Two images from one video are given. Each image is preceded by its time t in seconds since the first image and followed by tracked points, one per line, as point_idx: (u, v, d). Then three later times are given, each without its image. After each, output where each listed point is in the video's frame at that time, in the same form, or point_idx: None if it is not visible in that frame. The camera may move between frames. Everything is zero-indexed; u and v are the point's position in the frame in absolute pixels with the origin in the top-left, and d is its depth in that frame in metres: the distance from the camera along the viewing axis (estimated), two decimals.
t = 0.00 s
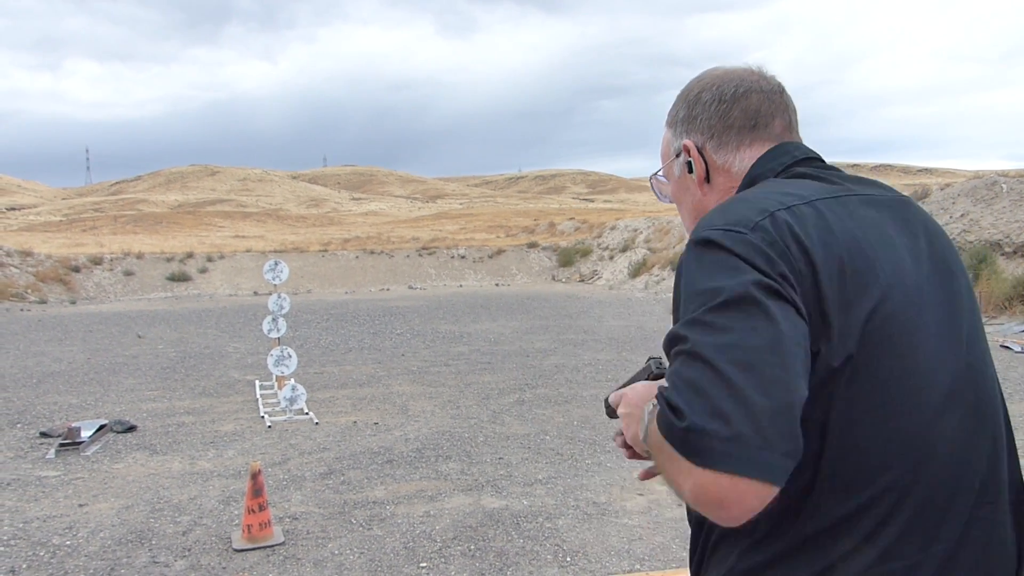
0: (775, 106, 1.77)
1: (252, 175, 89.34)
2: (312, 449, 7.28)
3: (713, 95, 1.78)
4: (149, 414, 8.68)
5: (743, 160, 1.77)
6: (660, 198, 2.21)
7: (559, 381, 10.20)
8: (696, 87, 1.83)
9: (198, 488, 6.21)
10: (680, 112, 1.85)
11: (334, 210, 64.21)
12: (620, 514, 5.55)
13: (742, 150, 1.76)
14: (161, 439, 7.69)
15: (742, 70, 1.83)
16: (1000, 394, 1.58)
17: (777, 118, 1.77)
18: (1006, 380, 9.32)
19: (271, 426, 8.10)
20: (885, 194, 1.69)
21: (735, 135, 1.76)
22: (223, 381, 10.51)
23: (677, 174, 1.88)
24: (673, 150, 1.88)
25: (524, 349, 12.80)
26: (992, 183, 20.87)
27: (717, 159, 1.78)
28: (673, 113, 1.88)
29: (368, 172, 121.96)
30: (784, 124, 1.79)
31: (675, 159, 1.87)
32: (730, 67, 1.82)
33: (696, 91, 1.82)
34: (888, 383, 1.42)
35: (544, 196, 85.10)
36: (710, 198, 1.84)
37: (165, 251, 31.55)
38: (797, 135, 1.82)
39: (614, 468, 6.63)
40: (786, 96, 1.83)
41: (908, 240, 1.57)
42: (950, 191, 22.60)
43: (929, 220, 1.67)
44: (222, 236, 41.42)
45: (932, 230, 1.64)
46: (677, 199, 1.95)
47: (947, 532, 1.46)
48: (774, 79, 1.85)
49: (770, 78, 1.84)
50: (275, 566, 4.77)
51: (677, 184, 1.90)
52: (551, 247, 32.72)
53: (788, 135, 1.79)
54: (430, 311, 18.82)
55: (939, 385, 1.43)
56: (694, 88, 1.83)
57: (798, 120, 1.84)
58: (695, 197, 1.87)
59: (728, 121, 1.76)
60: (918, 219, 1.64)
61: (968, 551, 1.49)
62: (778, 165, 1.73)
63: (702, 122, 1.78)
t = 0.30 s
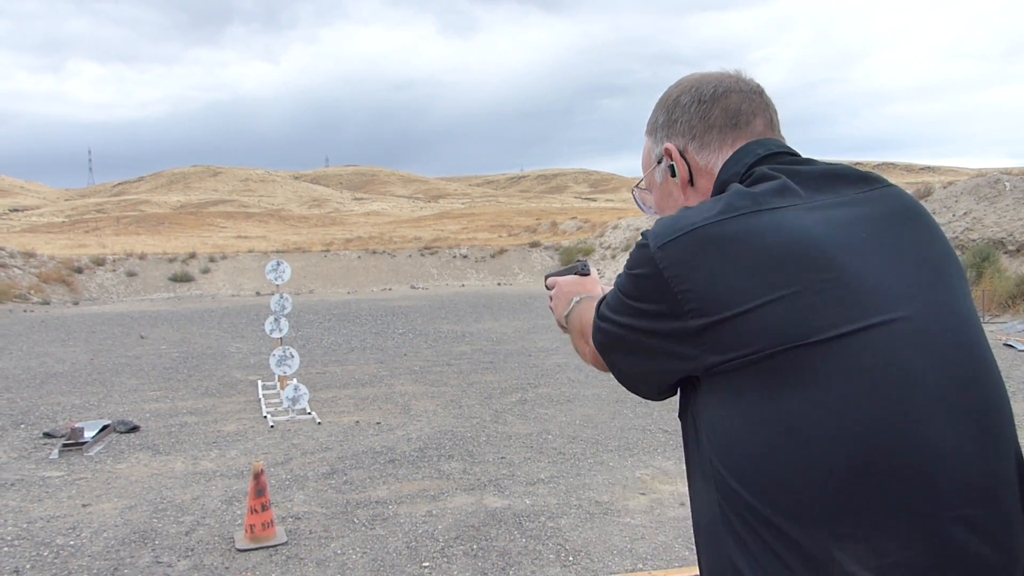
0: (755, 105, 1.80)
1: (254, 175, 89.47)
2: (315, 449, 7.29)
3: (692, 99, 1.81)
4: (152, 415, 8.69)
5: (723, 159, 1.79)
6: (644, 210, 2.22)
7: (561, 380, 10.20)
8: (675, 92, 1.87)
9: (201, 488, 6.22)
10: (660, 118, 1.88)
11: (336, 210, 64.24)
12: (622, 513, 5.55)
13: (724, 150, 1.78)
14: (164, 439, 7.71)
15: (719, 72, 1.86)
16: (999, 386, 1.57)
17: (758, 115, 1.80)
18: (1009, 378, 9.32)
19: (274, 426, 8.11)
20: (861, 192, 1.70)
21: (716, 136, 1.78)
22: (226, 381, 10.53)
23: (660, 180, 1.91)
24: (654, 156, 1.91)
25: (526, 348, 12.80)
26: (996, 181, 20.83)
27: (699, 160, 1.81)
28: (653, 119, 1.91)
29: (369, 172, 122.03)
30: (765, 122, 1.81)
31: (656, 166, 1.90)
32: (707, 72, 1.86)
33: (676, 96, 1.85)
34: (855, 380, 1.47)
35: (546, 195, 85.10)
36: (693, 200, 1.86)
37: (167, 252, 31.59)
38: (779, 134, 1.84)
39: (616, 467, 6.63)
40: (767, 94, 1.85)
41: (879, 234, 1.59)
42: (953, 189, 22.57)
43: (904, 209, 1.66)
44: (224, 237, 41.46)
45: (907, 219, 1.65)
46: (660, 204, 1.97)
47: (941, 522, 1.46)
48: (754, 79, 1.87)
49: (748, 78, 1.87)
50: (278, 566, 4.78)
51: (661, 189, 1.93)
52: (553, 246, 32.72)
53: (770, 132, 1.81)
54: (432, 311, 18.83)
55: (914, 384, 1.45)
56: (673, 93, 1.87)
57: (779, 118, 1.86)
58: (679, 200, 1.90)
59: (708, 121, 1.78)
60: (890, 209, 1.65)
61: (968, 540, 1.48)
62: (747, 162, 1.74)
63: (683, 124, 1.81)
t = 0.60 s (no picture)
0: (754, 103, 1.79)
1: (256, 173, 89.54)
2: (317, 447, 7.29)
3: (691, 97, 1.80)
4: (154, 413, 8.70)
5: (722, 158, 1.78)
6: (643, 208, 2.22)
7: (563, 379, 10.20)
8: (673, 90, 1.85)
9: (202, 486, 6.22)
10: (658, 116, 1.87)
11: (338, 208, 64.27)
12: (623, 511, 5.55)
13: (722, 149, 1.78)
14: (166, 437, 7.71)
15: (719, 70, 1.85)
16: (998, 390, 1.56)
17: (757, 115, 1.79)
18: (1010, 377, 9.32)
19: (276, 424, 8.12)
20: (862, 190, 1.68)
21: (716, 134, 1.78)
22: (228, 379, 10.54)
23: (658, 178, 1.91)
24: (653, 154, 1.90)
25: (527, 346, 12.80)
26: (998, 180, 20.82)
27: (698, 159, 1.80)
28: (651, 117, 1.90)
29: (371, 170, 122.07)
30: (765, 121, 1.80)
31: (655, 163, 1.89)
32: (706, 69, 1.85)
33: (674, 94, 1.84)
34: (854, 382, 1.46)
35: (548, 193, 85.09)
36: (692, 199, 1.86)
37: (169, 250, 31.62)
38: (779, 132, 1.83)
39: (618, 465, 6.62)
40: (766, 93, 1.84)
41: (880, 234, 1.57)
42: (955, 187, 22.54)
43: (907, 209, 1.65)
44: (226, 235, 41.50)
45: (908, 219, 1.63)
46: (658, 201, 1.97)
47: (939, 525, 1.47)
48: (753, 77, 1.86)
49: (748, 76, 1.86)
50: (280, 564, 4.78)
51: (659, 187, 1.93)
52: (555, 244, 32.72)
53: (769, 131, 1.80)
54: (434, 309, 18.83)
55: (912, 388, 1.44)
56: (671, 91, 1.86)
57: (779, 116, 1.85)
58: (677, 198, 1.90)
59: (707, 120, 1.77)
60: (893, 209, 1.64)
61: (967, 544, 1.48)
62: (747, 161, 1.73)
63: (682, 123, 1.80)
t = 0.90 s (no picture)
0: (770, 93, 1.77)
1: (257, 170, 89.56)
2: (316, 444, 7.29)
3: (706, 82, 1.78)
4: (153, 409, 8.70)
5: (734, 148, 1.78)
6: (648, 183, 2.21)
7: (563, 377, 10.19)
8: (688, 72, 1.83)
9: (202, 484, 6.22)
10: (671, 97, 1.85)
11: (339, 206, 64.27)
12: (623, 511, 5.54)
13: (734, 138, 1.77)
14: (165, 434, 7.71)
15: (736, 55, 1.82)
16: (1002, 395, 1.55)
17: (773, 105, 1.77)
18: (1010, 378, 9.31)
19: (275, 422, 8.11)
20: (872, 190, 1.66)
21: (728, 123, 1.76)
22: (228, 377, 10.54)
23: (667, 160, 1.90)
24: (663, 136, 1.89)
25: (527, 345, 12.80)
26: (999, 181, 20.83)
27: (708, 147, 1.80)
28: (664, 97, 1.88)
29: (371, 168, 122.03)
30: (779, 112, 1.79)
31: (664, 145, 1.89)
32: (723, 53, 1.83)
33: (689, 77, 1.82)
34: (857, 382, 1.45)
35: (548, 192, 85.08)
36: (699, 185, 1.86)
37: (170, 247, 31.63)
38: (792, 123, 1.82)
39: (618, 464, 6.61)
40: (782, 82, 1.83)
41: (888, 233, 1.56)
42: (956, 188, 22.53)
43: (916, 208, 1.64)
44: (227, 232, 41.51)
45: (917, 221, 1.61)
46: (664, 183, 1.97)
47: (937, 529, 1.46)
48: (771, 65, 1.84)
49: (766, 63, 1.83)
50: (279, 561, 4.78)
51: (667, 169, 1.92)
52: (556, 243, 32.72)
53: (783, 122, 1.79)
54: (434, 307, 18.84)
55: (915, 390, 1.44)
56: (687, 73, 1.83)
57: (793, 107, 1.84)
58: (684, 182, 1.90)
59: (721, 109, 1.76)
60: (903, 211, 1.62)
61: (965, 549, 1.47)
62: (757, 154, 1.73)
63: (695, 109, 1.79)
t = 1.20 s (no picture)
0: (775, 91, 1.78)
1: (257, 168, 89.55)
2: (316, 443, 7.29)
3: (711, 81, 1.78)
4: (153, 408, 8.69)
5: (740, 148, 1.78)
6: (653, 190, 2.20)
7: (562, 377, 10.20)
8: (692, 73, 1.83)
9: (201, 481, 6.22)
10: (676, 98, 1.85)
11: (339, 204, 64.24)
12: (622, 509, 5.54)
13: (740, 137, 1.77)
14: (165, 432, 7.71)
15: (739, 55, 1.83)
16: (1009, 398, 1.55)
17: (777, 103, 1.78)
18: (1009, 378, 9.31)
19: (275, 420, 8.11)
20: (880, 193, 1.66)
21: (734, 122, 1.76)
22: (227, 375, 10.54)
23: (672, 163, 1.89)
24: (668, 138, 1.88)
25: (527, 344, 12.79)
26: (999, 181, 20.83)
27: (714, 147, 1.79)
28: (668, 99, 1.88)
29: (371, 167, 122.05)
30: (785, 110, 1.79)
31: (670, 147, 1.88)
32: (727, 53, 1.84)
33: (693, 77, 1.82)
34: (865, 387, 1.46)
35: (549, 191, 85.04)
36: (705, 186, 1.86)
37: (170, 245, 31.64)
38: (797, 122, 1.83)
39: (617, 463, 6.61)
40: (786, 81, 1.83)
41: (896, 235, 1.56)
42: (956, 188, 22.52)
43: (925, 210, 1.63)
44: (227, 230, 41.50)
45: (925, 224, 1.61)
46: (669, 187, 1.96)
47: (942, 533, 1.47)
48: (774, 64, 1.84)
49: (768, 63, 1.84)
50: (279, 559, 4.78)
51: (672, 172, 1.92)
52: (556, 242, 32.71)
53: (789, 121, 1.79)
54: (434, 306, 18.83)
55: (922, 396, 1.44)
56: (690, 74, 1.83)
57: (798, 106, 1.84)
58: (690, 184, 1.89)
59: (726, 107, 1.76)
60: (911, 215, 1.62)
61: (973, 556, 1.48)
62: (764, 154, 1.73)
63: (700, 108, 1.79)
